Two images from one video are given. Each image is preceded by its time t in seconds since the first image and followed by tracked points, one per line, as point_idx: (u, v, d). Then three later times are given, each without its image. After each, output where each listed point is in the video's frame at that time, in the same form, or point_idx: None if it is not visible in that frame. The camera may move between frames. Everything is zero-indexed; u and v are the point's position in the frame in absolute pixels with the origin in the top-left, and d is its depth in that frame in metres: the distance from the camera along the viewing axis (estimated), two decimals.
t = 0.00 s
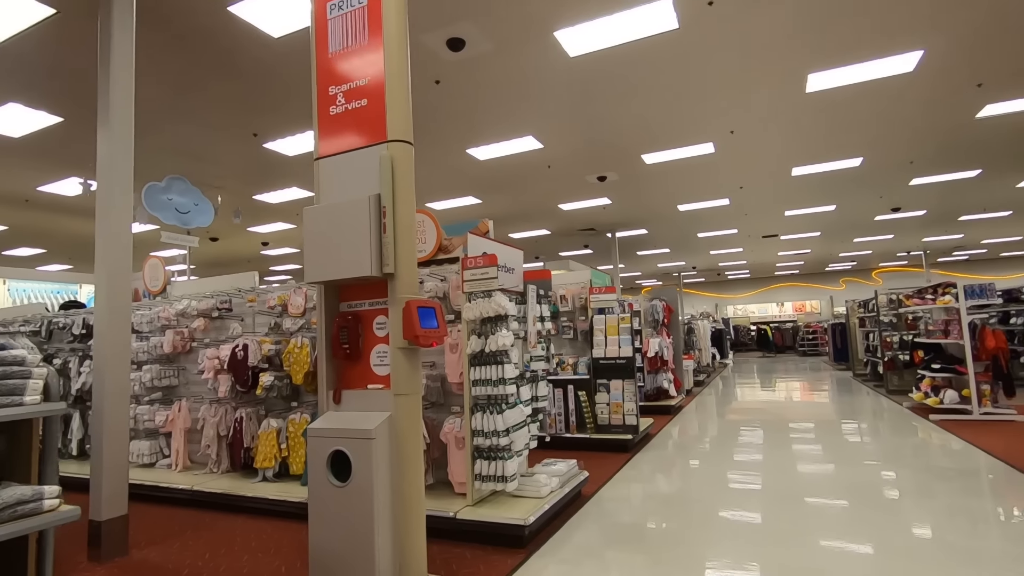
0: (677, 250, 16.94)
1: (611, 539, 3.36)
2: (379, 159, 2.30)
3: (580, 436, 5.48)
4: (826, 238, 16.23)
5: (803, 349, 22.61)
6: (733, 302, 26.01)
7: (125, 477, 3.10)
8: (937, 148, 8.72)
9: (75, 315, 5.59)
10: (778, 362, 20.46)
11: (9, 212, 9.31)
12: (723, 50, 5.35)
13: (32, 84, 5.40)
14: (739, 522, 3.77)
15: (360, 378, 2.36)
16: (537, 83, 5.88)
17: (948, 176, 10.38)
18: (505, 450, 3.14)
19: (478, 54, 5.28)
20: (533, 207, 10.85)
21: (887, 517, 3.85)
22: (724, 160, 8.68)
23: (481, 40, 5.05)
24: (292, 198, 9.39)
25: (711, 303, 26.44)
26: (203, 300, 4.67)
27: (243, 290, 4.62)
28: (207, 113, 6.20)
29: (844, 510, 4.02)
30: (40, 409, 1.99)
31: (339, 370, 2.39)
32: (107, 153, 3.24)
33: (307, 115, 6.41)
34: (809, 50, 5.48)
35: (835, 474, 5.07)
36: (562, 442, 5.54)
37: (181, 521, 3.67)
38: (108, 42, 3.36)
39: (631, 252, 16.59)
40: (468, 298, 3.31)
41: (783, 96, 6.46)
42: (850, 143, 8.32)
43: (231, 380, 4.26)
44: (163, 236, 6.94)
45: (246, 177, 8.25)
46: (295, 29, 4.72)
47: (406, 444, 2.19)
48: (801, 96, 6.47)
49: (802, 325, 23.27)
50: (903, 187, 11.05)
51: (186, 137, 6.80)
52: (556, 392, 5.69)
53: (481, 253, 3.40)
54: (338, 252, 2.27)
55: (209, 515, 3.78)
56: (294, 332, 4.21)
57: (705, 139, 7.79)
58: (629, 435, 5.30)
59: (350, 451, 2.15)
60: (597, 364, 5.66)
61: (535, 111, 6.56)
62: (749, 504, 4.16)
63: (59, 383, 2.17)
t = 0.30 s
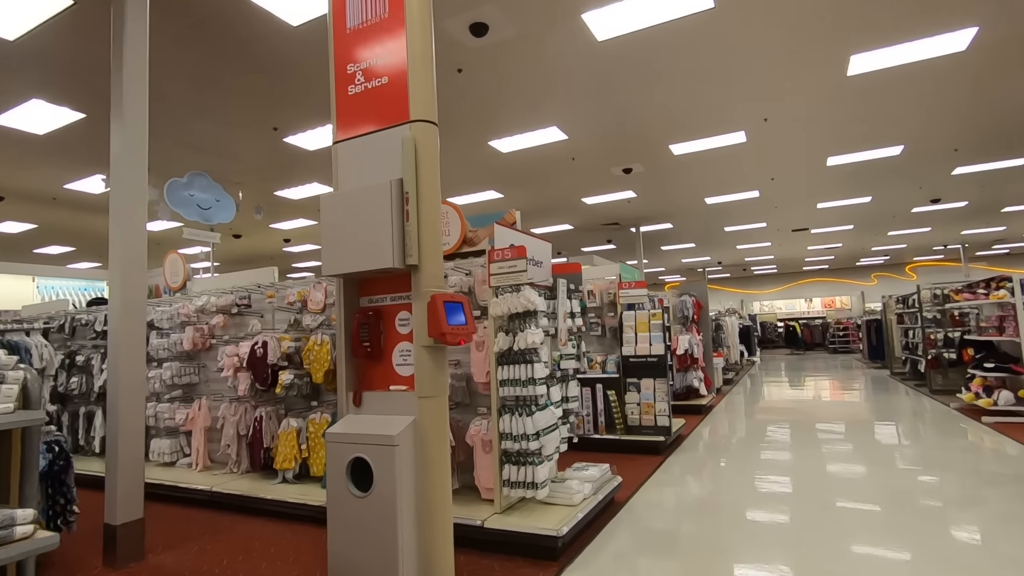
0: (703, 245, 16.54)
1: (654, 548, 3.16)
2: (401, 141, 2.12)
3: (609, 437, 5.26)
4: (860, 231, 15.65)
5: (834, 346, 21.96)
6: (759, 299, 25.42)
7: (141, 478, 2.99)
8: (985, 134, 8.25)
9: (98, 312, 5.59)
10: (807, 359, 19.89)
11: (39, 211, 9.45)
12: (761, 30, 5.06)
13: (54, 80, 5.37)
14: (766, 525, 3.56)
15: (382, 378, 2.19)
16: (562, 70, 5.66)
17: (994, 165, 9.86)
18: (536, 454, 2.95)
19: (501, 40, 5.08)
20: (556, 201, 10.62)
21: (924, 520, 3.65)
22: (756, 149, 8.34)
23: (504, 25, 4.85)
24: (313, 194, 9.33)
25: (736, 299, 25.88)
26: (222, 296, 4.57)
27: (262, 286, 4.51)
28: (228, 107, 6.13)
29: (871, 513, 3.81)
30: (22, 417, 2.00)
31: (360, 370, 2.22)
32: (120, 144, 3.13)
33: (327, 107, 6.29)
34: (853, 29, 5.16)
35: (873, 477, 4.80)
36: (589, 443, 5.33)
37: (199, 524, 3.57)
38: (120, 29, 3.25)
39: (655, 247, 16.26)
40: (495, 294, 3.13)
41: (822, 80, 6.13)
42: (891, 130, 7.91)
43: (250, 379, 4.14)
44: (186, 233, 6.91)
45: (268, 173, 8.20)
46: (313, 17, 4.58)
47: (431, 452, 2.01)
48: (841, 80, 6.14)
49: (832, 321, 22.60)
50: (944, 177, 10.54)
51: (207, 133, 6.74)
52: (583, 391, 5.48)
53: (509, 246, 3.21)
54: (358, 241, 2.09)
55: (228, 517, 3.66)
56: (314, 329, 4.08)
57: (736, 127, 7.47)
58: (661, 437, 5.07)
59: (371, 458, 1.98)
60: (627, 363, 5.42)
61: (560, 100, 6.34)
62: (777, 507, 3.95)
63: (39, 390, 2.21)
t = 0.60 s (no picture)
0: (720, 243, 16.24)
1: (689, 560, 3.07)
2: (416, 130, 1.96)
3: (632, 443, 5.07)
4: (883, 227, 15.24)
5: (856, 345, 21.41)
6: (777, 297, 24.97)
7: (147, 488, 2.87)
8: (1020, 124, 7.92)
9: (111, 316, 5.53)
10: (828, 359, 19.46)
11: (56, 214, 9.48)
12: (788, 16, 4.84)
13: (65, 81, 5.31)
14: (789, 527, 3.57)
15: (398, 386, 2.03)
16: (580, 62, 5.48)
17: None
18: (561, 465, 2.78)
19: (517, 31, 4.92)
20: (572, 199, 10.44)
21: (958, 526, 3.53)
22: (779, 143, 8.08)
23: (520, 15, 4.69)
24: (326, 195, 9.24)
25: (754, 297, 25.46)
26: (234, 298, 4.47)
27: (274, 288, 4.40)
28: (239, 106, 6.04)
29: (898, 518, 3.69)
30: None
31: (375, 378, 2.06)
32: (125, 142, 3.03)
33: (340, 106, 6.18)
34: (886, 14, 4.92)
35: (905, 481, 4.60)
36: (612, 449, 5.13)
37: (210, 535, 3.44)
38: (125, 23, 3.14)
39: (672, 245, 15.98)
40: (516, 294, 2.96)
41: (851, 68, 5.89)
42: (921, 121, 7.62)
43: (262, 383, 4.02)
44: (198, 234, 6.80)
45: (281, 174, 8.12)
46: (324, 10, 4.45)
47: (451, 468, 1.84)
48: (871, 68, 5.89)
49: (853, 320, 22.12)
50: (975, 170, 10.18)
51: (219, 133, 6.67)
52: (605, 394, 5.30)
53: (530, 243, 3.04)
54: (371, 238, 1.94)
55: (239, 528, 3.53)
56: (326, 332, 3.95)
57: (759, 120, 7.23)
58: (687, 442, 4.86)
59: (386, 474, 1.82)
60: (650, 365, 5.23)
61: (578, 94, 6.16)
62: (805, 514, 3.80)
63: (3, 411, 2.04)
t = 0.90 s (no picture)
0: (739, 237, 15.90)
1: (717, 567, 2.90)
2: (429, 106, 1.80)
3: (658, 443, 4.86)
4: (909, 219, 14.78)
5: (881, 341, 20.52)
6: (798, 292, 24.47)
7: (155, 494, 2.75)
8: None
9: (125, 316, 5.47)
10: (852, 356, 18.97)
11: (73, 217, 9.51)
12: None
13: (76, 79, 5.25)
14: (818, 527, 3.38)
15: (412, 386, 1.87)
16: (597, 49, 5.29)
17: None
18: (588, 469, 2.61)
19: (533, 17, 4.74)
20: (588, 194, 10.23)
21: (1003, 526, 3.32)
22: (804, 131, 7.79)
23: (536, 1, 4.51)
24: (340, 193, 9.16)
25: (774, 293, 24.97)
26: (244, 296, 4.36)
27: (285, 285, 4.28)
28: (250, 103, 5.95)
29: (933, 519, 3.48)
30: None
31: (387, 377, 1.90)
32: (127, 137, 2.93)
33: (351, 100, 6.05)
34: None
35: (943, 480, 4.36)
36: (636, 450, 4.93)
37: (222, 541, 3.32)
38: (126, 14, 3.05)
39: (690, 240, 15.68)
40: (536, 287, 2.80)
41: (882, 50, 5.62)
42: (954, 105, 7.29)
43: (274, 384, 3.91)
44: (211, 234, 6.68)
45: (294, 172, 8.03)
46: None
47: (472, 476, 1.68)
48: (904, 49, 5.62)
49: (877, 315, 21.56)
50: (1008, 157, 9.78)
51: (231, 131, 6.59)
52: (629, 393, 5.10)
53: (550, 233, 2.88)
54: (380, 225, 1.77)
55: (251, 533, 3.41)
56: (338, 330, 3.82)
57: (784, 107, 6.96)
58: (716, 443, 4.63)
59: (401, 483, 1.66)
60: (674, 362, 5.02)
61: (595, 83, 5.97)
62: (837, 517, 3.57)
63: None
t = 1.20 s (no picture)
0: (763, 233, 15.47)
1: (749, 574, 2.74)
2: (440, 86, 1.63)
3: (685, 449, 4.64)
4: (942, 211, 14.21)
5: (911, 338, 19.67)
6: (823, 289, 23.85)
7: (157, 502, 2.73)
8: None
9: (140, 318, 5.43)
10: (880, 353, 18.37)
11: (93, 219, 9.56)
12: None
13: (88, 79, 5.18)
14: (848, 533, 3.19)
15: (425, 398, 1.70)
16: (618, 36, 5.05)
17: None
18: (616, 484, 2.40)
19: (551, 3, 4.52)
20: (607, 189, 9.98)
21: None
22: (834, 120, 7.45)
23: None
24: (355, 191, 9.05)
25: (798, 289, 24.38)
26: (256, 297, 4.25)
27: (296, 286, 4.15)
28: (262, 100, 5.83)
29: (969, 523, 3.28)
30: None
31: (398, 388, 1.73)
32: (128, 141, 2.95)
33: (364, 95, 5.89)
34: None
35: (991, 484, 4.10)
36: (662, 455, 4.72)
37: (231, 554, 3.17)
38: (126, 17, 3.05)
39: (711, 236, 15.32)
40: (558, 286, 2.61)
41: (923, 30, 5.29)
42: (997, 90, 6.88)
43: (285, 388, 3.78)
44: (226, 235, 6.55)
45: (308, 170, 7.92)
46: None
47: (490, 501, 1.49)
48: (946, 29, 5.28)
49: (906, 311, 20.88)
50: None
51: (244, 129, 6.49)
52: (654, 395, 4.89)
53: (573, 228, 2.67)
54: (385, 220, 1.60)
55: (262, 545, 3.25)
56: (350, 332, 3.68)
57: (815, 95, 6.64)
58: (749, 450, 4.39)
59: (411, 508, 1.48)
60: (702, 364, 4.79)
61: (615, 73, 5.74)
62: (866, 520, 3.38)
63: None
